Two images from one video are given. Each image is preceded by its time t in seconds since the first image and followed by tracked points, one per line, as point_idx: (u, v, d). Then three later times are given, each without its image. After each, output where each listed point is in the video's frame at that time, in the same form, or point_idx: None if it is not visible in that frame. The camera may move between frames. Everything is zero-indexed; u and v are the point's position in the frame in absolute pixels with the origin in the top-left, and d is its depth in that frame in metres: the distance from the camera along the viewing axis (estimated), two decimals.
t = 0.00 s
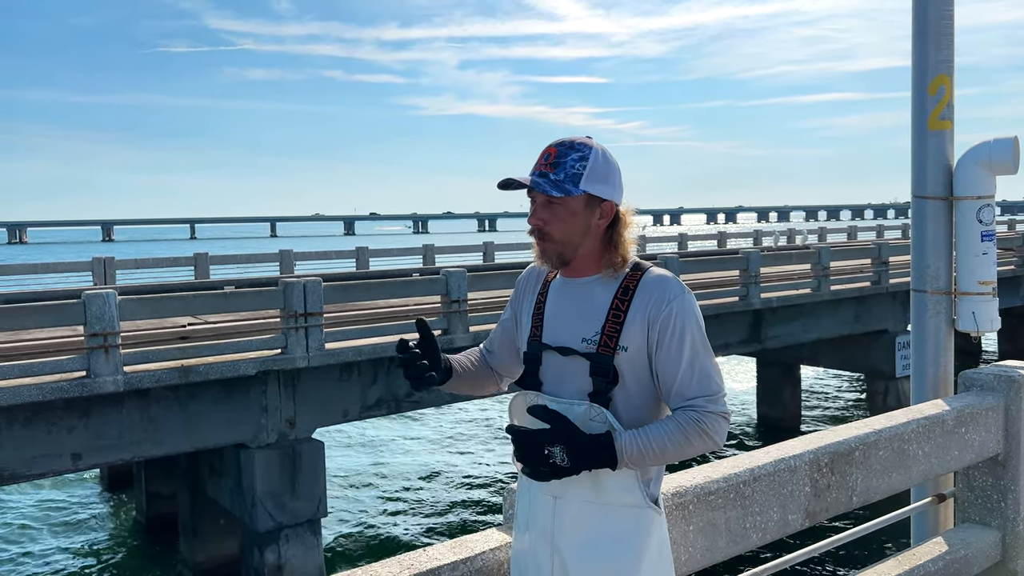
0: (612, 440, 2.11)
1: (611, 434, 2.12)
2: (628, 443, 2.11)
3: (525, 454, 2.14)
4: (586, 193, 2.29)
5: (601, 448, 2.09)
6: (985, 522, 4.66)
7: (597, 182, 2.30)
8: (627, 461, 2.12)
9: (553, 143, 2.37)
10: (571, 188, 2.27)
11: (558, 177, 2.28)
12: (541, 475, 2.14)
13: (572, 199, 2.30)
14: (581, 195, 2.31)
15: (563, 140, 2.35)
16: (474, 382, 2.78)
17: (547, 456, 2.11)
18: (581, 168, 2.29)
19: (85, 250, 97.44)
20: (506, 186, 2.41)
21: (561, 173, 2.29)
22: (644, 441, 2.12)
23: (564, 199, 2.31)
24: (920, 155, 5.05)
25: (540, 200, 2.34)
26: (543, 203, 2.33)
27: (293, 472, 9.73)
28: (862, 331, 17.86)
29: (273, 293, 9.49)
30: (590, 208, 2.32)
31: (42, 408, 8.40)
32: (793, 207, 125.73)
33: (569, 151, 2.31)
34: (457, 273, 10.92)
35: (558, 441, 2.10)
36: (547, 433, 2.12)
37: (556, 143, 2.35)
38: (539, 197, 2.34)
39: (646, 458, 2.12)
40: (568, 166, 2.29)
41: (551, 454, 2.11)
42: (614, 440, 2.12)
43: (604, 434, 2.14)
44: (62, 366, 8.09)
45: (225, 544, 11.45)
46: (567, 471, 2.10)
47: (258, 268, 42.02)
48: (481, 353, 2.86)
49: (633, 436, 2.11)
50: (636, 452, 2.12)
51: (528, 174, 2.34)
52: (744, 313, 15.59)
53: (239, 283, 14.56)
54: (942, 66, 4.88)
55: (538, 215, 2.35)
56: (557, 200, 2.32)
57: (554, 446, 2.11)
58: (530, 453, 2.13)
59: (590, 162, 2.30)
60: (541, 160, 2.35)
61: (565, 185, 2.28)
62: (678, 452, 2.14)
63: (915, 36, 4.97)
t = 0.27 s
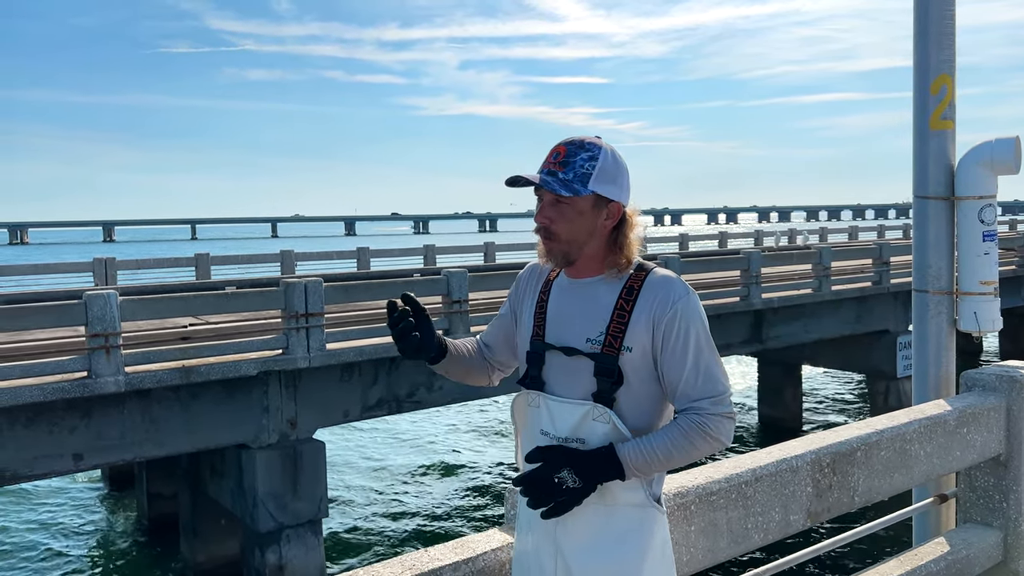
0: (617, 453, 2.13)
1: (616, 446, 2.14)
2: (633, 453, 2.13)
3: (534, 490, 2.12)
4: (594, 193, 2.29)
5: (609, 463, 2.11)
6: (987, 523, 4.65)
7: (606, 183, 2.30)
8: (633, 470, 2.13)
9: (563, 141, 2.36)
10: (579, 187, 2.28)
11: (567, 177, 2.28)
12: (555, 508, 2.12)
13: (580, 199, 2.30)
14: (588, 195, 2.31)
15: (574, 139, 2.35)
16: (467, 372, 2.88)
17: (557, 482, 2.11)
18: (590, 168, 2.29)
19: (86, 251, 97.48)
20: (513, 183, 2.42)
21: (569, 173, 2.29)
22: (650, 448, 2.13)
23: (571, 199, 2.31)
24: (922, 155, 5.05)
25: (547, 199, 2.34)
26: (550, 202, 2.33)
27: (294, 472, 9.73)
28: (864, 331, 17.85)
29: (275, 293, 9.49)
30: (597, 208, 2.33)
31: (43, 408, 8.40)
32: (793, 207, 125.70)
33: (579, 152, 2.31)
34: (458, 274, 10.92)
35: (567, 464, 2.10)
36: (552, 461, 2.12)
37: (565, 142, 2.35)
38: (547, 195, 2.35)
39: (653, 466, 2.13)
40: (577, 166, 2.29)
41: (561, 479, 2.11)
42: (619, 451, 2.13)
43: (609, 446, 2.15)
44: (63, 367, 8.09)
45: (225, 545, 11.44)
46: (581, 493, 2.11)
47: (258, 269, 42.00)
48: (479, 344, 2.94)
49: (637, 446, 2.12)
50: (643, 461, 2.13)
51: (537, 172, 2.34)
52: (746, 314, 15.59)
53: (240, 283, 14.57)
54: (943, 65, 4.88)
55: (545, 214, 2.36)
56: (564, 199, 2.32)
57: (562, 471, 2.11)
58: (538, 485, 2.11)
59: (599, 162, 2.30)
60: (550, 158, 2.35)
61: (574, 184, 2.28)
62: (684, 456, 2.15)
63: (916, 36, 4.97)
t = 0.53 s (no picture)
0: (623, 458, 2.14)
1: (622, 451, 2.15)
2: (639, 457, 2.14)
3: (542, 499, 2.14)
4: (598, 194, 2.29)
5: (616, 470, 2.12)
6: (988, 523, 4.65)
7: (610, 184, 2.30)
8: (639, 473, 2.15)
9: (567, 143, 2.36)
10: (584, 189, 2.27)
11: (572, 178, 2.28)
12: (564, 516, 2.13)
13: (585, 200, 2.30)
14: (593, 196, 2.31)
15: (578, 140, 2.35)
16: (469, 373, 2.89)
17: (565, 491, 2.12)
18: (594, 170, 2.28)
19: (87, 251, 97.49)
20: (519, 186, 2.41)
21: (574, 174, 2.28)
22: (655, 451, 2.14)
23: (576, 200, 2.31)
24: (923, 155, 5.04)
25: (551, 200, 2.33)
26: (555, 203, 2.33)
27: (295, 472, 9.73)
28: (865, 331, 17.84)
29: (275, 294, 9.49)
30: (601, 209, 2.33)
31: (43, 409, 8.40)
32: (793, 207, 125.69)
33: (584, 153, 2.31)
34: (458, 274, 10.93)
35: (574, 473, 2.13)
36: (559, 470, 2.13)
37: (569, 143, 2.35)
38: (552, 197, 2.34)
39: (659, 469, 2.14)
40: (582, 167, 2.29)
41: (569, 487, 2.13)
42: (625, 456, 2.14)
43: (615, 452, 2.16)
44: (63, 367, 8.09)
45: (226, 545, 11.43)
46: (590, 500, 2.12)
47: (259, 269, 41.99)
48: (480, 343, 2.94)
49: (643, 450, 2.14)
50: (649, 464, 2.14)
51: (542, 173, 2.33)
52: (747, 314, 15.58)
53: (241, 283, 14.57)
54: (944, 65, 4.88)
55: (549, 215, 2.35)
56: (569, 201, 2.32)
57: (570, 480, 2.13)
58: (548, 494, 2.12)
59: (603, 163, 2.30)
60: (554, 160, 2.35)
61: (579, 186, 2.27)
62: (690, 457, 2.16)
63: (917, 35, 4.96)
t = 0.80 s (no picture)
0: (626, 459, 2.14)
1: (625, 454, 2.15)
2: (642, 459, 2.14)
3: (547, 504, 2.13)
4: (598, 193, 2.29)
5: (619, 471, 2.12)
6: (989, 523, 4.64)
7: (610, 183, 2.29)
8: (642, 475, 2.14)
9: (566, 142, 2.35)
10: (584, 189, 2.26)
11: (572, 177, 2.27)
12: (568, 520, 2.13)
13: (585, 199, 2.30)
14: (593, 195, 2.30)
15: (576, 140, 2.34)
16: (463, 364, 2.88)
17: (569, 494, 2.12)
18: (594, 169, 2.28)
19: (88, 252, 97.53)
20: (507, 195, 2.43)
21: (574, 174, 2.28)
22: (659, 452, 2.13)
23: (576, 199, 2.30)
24: (923, 155, 5.04)
25: (551, 200, 2.33)
26: (555, 203, 2.32)
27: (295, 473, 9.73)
28: (866, 331, 17.84)
29: (275, 295, 9.48)
30: (601, 209, 2.33)
31: (44, 409, 8.40)
32: (794, 208, 125.70)
33: (583, 152, 2.31)
34: (459, 275, 10.92)
35: (578, 476, 2.12)
36: (564, 474, 2.14)
37: (568, 143, 2.34)
38: (551, 197, 2.33)
39: (663, 470, 2.14)
40: (581, 166, 2.28)
41: (573, 491, 2.12)
42: (628, 459, 2.14)
43: (618, 454, 2.16)
44: (63, 368, 8.09)
45: (226, 546, 11.42)
46: (595, 503, 2.12)
47: (259, 270, 41.99)
48: (477, 337, 2.93)
49: (647, 451, 2.13)
50: (652, 465, 2.14)
51: (541, 173, 2.32)
52: (747, 314, 15.57)
53: (241, 285, 14.55)
54: (945, 65, 4.87)
55: (549, 215, 2.35)
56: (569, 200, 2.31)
57: (574, 483, 2.12)
58: (552, 499, 2.12)
59: (603, 161, 2.29)
60: (553, 159, 2.34)
61: (579, 185, 2.27)
62: (693, 457, 2.15)
63: (917, 36, 4.96)
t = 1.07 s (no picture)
0: (624, 459, 2.14)
1: (623, 453, 2.15)
2: (640, 458, 2.14)
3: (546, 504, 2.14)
4: (600, 188, 2.29)
5: (617, 471, 2.13)
6: (990, 525, 4.63)
7: (610, 178, 2.30)
8: (641, 476, 2.15)
9: (564, 141, 2.36)
10: (587, 183, 2.26)
11: (573, 173, 2.27)
12: (567, 521, 2.14)
13: (586, 195, 2.30)
14: (594, 191, 2.31)
15: (574, 138, 2.35)
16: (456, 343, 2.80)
17: (568, 494, 2.13)
18: (595, 164, 2.29)
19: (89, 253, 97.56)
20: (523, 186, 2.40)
21: (575, 169, 2.28)
22: (656, 451, 2.13)
23: (578, 195, 2.30)
24: (924, 156, 5.03)
25: (553, 197, 2.33)
26: (557, 200, 2.32)
27: (296, 473, 9.73)
28: (866, 332, 17.83)
29: (276, 296, 9.48)
30: (602, 204, 2.33)
31: (44, 410, 8.41)
32: (794, 209, 125.72)
33: (583, 148, 2.31)
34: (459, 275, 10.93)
35: (575, 476, 2.14)
36: (562, 475, 2.15)
37: (567, 141, 2.35)
38: (553, 194, 2.33)
39: (661, 470, 2.14)
40: (582, 162, 2.28)
41: (572, 491, 2.13)
42: (626, 458, 2.15)
43: (616, 454, 2.16)
44: (63, 369, 8.09)
45: (226, 546, 11.42)
46: (593, 503, 2.13)
47: (260, 271, 42.01)
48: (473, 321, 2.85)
49: (645, 451, 2.13)
50: (651, 465, 2.14)
51: (542, 171, 2.32)
52: (748, 315, 15.56)
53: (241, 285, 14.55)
54: (945, 66, 4.87)
55: (551, 213, 2.34)
56: (571, 196, 2.31)
57: (572, 483, 2.13)
58: (550, 499, 2.13)
59: (602, 158, 2.30)
60: (552, 157, 2.34)
61: (581, 180, 2.26)
62: (692, 457, 2.15)
63: (918, 37, 4.95)
